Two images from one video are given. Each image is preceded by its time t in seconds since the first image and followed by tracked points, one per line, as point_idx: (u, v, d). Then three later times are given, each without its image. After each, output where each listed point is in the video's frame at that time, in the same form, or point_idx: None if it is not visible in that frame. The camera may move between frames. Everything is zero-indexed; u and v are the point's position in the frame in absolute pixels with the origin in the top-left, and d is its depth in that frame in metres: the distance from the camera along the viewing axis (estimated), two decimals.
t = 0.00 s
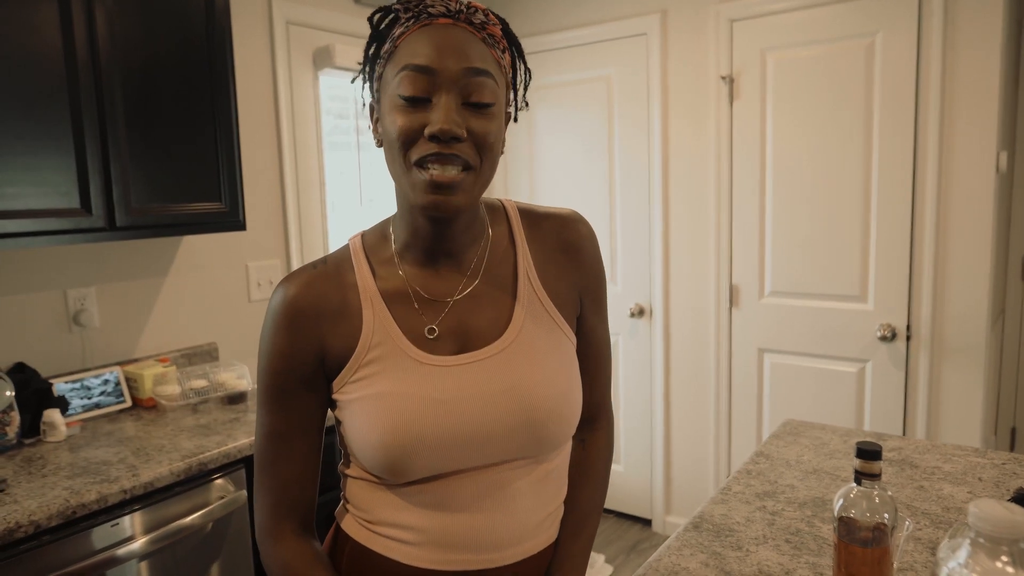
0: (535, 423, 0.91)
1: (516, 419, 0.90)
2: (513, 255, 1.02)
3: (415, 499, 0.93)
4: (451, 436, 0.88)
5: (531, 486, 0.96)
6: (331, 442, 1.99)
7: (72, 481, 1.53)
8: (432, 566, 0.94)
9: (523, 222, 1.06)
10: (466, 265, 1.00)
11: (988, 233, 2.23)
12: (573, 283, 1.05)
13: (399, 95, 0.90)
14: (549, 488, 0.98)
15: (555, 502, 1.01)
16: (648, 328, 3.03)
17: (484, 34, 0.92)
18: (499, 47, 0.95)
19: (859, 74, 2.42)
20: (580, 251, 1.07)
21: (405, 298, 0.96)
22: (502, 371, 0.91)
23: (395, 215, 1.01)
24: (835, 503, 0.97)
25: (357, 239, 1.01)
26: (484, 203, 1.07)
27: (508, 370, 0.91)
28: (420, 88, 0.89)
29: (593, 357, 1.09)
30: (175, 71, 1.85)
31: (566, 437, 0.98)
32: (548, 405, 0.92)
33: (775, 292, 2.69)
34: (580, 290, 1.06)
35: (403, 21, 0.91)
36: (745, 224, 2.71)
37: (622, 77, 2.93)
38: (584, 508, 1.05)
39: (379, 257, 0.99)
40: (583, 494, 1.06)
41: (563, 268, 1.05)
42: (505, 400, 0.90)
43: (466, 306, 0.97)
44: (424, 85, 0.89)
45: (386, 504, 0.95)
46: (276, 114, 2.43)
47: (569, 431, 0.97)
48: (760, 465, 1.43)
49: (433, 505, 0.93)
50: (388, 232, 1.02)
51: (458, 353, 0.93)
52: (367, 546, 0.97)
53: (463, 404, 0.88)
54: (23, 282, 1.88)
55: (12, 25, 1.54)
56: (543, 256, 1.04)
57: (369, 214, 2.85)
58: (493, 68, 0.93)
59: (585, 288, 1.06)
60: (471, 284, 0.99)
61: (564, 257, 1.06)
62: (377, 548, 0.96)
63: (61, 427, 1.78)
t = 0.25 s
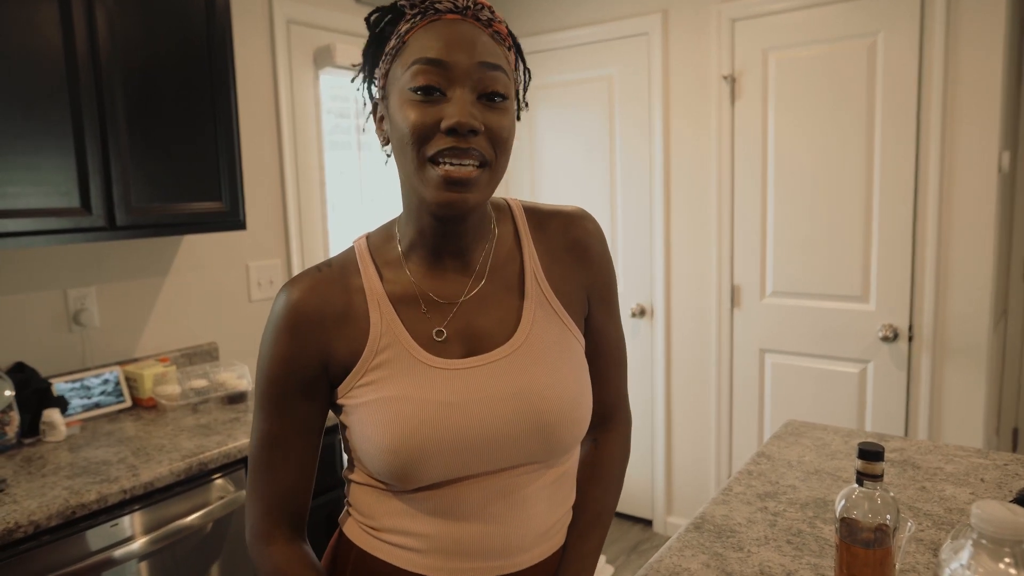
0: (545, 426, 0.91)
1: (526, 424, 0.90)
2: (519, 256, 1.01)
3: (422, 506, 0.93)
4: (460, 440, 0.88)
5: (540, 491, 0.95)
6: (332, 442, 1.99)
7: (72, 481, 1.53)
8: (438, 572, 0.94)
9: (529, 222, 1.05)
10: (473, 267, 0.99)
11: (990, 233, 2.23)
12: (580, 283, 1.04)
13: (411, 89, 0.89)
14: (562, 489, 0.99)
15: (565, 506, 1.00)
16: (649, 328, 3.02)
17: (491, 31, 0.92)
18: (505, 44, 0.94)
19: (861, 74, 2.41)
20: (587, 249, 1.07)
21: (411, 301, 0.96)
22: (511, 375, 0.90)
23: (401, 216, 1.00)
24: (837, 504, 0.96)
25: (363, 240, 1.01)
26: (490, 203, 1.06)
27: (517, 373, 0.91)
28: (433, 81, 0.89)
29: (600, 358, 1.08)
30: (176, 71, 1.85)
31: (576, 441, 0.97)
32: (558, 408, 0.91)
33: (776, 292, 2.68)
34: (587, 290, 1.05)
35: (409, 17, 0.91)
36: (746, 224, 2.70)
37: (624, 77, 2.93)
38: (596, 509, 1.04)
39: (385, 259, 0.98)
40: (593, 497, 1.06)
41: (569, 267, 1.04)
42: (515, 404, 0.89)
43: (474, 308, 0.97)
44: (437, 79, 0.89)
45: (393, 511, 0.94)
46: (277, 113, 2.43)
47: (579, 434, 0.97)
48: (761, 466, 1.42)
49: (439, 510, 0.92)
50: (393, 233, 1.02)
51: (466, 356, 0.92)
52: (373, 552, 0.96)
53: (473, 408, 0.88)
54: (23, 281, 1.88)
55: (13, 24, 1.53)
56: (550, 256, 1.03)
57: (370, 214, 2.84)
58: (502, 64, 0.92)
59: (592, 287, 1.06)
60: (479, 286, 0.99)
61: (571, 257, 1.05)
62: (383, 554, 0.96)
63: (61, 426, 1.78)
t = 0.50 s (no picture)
0: (548, 431, 0.92)
1: (529, 430, 0.90)
2: (522, 258, 1.02)
3: (424, 509, 0.93)
4: (464, 445, 0.88)
5: (542, 493, 0.96)
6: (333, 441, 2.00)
7: (74, 479, 1.54)
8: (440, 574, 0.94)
9: (533, 222, 1.06)
10: (476, 270, 1.00)
11: (988, 233, 2.24)
12: (585, 282, 1.05)
13: (413, 85, 0.90)
14: (565, 489, 1.00)
15: (567, 507, 1.01)
16: (648, 328, 3.03)
17: (502, 31, 0.93)
18: (518, 45, 0.95)
19: (861, 74, 2.42)
20: (591, 246, 1.08)
21: (414, 305, 0.96)
22: (514, 380, 0.91)
23: (403, 216, 1.01)
24: (835, 503, 0.97)
25: (364, 241, 1.02)
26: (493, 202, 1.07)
27: (520, 378, 0.91)
28: (435, 77, 0.89)
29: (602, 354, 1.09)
30: (178, 71, 1.86)
31: (578, 444, 0.98)
32: (561, 413, 0.92)
33: (776, 292, 2.69)
34: (591, 290, 1.06)
35: (419, 14, 0.92)
36: (746, 224, 2.71)
37: (624, 78, 2.94)
38: (598, 508, 1.05)
39: (387, 261, 0.99)
40: (597, 496, 1.06)
41: (572, 266, 1.05)
42: (518, 409, 0.90)
43: (476, 312, 0.97)
44: (439, 75, 0.89)
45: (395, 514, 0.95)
46: (278, 113, 2.44)
47: (581, 437, 0.97)
48: (760, 465, 1.43)
49: (441, 514, 0.93)
50: (395, 234, 1.02)
51: (469, 361, 0.93)
52: (375, 554, 0.97)
53: (476, 413, 0.89)
54: (25, 281, 1.88)
55: (15, 25, 1.54)
56: (553, 256, 1.04)
57: (371, 213, 2.85)
58: (511, 63, 0.93)
59: (596, 287, 1.06)
60: (482, 289, 0.99)
61: (574, 256, 1.06)
62: (385, 556, 0.96)
63: (63, 425, 1.78)
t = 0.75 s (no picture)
0: (547, 436, 0.90)
1: (528, 434, 0.89)
2: (524, 259, 1.00)
3: (422, 512, 0.92)
4: (461, 449, 0.87)
5: (542, 496, 0.94)
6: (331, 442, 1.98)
7: (71, 481, 1.52)
8: None
9: (537, 222, 1.04)
10: (476, 271, 0.98)
11: (993, 233, 2.22)
12: (589, 286, 1.03)
13: (413, 90, 0.89)
14: (564, 492, 0.98)
15: (568, 511, 0.99)
16: (650, 328, 3.01)
17: (501, 29, 0.91)
18: (517, 42, 0.93)
19: (864, 74, 2.40)
20: (594, 248, 1.05)
21: (412, 307, 0.95)
22: (513, 384, 0.89)
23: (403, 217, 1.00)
24: (839, 505, 0.95)
25: (364, 242, 1.00)
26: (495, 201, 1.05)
27: (519, 382, 0.90)
28: (435, 82, 0.88)
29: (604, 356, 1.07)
30: (177, 70, 1.85)
31: (579, 447, 0.96)
32: (561, 417, 0.90)
33: (778, 293, 2.67)
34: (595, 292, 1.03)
35: (417, 13, 0.90)
36: (748, 224, 2.70)
37: (625, 77, 2.92)
38: (596, 511, 1.03)
39: (386, 263, 0.98)
40: (593, 499, 1.04)
41: (574, 268, 1.03)
42: (516, 413, 0.88)
43: (476, 314, 0.96)
44: (440, 80, 0.88)
45: (394, 516, 0.93)
46: (278, 113, 2.42)
47: (582, 441, 0.96)
48: (763, 466, 1.41)
49: (439, 518, 0.91)
50: (394, 236, 1.01)
51: (468, 365, 0.91)
52: (373, 555, 0.96)
53: (473, 417, 0.87)
54: (23, 280, 1.87)
55: (13, 22, 1.53)
56: (555, 258, 1.02)
57: (371, 213, 2.84)
58: (509, 62, 0.91)
59: (600, 288, 1.04)
60: (482, 292, 0.98)
61: (577, 257, 1.04)
62: (383, 557, 0.95)
63: (59, 426, 1.77)
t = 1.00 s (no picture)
0: (545, 433, 0.90)
1: (526, 430, 0.89)
2: (521, 256, 1.00)
3: (421, 508, 0.92)
4: (458, 445, 0.87)
5: (540, 492, 0.94)
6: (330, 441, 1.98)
7: (70, 481, 1.52)
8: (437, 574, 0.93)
9: (534, 218, 1.04)
10: (473, 269, 0.98)
11: (993, 233, 2.22)
12: (586, 282, 1.02)
13: (401, 87, 0.89)
14: (562, 490, 0.97)
15: (566, 507, 0.99)
16: (650, 327, 3.01)
17: (496, 27, 0.90)
18: (512, 40, 0.93)
19: (864, 72, 2.40)
20: (592, 245, 1.05)
21: (410, 304, 0.95)
22: (511, 381, 0.89)
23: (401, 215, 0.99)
24: (839, 504, 0.95)
25: (363, 239, 1.00)
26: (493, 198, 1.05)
27: (516, 378, 0.90)
28: (422, 79, 0.88)
29: (602, 355, 1.07)
30: (176, 69, 1.84)
31: (577, 444, 0.96)
32: (558, 414, 0.90)
33: (778, 292, 2.67)
34: (592, 288, 1.03)
35: (413, 10, 0.90)
36: (748, 223, 2.69)
37: (625, 75, 2.92)
38: (595, 509, 1.03)
39: (384, 260, 0.97)
40: (590, 498, 1.04)
41: (572, 266, 1.02)
42: (513, 410, 0.88)
43: (473, 312, 0.95)
44: (426, 77, 0.88)
45: (392, 511, 0.93)
46: (277, 112, 2.42)
47: (580, 438, 0.95)
48: (763, 465, 1.41)
49: (437, 513, 0.91)
50: (393, 233, 1.00)
51: (464, 361, 0.91)
52: (371, 550, 0.96)
53: (470, 413, 0.87)
54: (21, 280, 1.87)
55: (12, 21, 1.52)
56: (553, 255, 1.01)
57: (370, 213, 2.83)
58: (503, 60, 0.91)
59: (597, 284, 1.03)
60: (479, 289, 0.97)
61: (576, 255, 1.03)
62: (380, 552, 0.95)
63: (58, 426, 1.77)
